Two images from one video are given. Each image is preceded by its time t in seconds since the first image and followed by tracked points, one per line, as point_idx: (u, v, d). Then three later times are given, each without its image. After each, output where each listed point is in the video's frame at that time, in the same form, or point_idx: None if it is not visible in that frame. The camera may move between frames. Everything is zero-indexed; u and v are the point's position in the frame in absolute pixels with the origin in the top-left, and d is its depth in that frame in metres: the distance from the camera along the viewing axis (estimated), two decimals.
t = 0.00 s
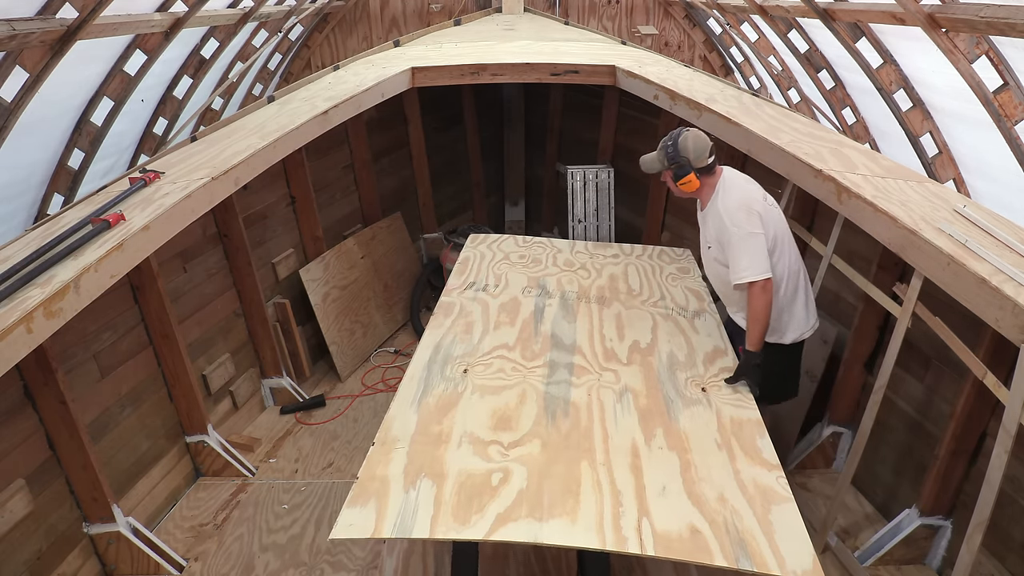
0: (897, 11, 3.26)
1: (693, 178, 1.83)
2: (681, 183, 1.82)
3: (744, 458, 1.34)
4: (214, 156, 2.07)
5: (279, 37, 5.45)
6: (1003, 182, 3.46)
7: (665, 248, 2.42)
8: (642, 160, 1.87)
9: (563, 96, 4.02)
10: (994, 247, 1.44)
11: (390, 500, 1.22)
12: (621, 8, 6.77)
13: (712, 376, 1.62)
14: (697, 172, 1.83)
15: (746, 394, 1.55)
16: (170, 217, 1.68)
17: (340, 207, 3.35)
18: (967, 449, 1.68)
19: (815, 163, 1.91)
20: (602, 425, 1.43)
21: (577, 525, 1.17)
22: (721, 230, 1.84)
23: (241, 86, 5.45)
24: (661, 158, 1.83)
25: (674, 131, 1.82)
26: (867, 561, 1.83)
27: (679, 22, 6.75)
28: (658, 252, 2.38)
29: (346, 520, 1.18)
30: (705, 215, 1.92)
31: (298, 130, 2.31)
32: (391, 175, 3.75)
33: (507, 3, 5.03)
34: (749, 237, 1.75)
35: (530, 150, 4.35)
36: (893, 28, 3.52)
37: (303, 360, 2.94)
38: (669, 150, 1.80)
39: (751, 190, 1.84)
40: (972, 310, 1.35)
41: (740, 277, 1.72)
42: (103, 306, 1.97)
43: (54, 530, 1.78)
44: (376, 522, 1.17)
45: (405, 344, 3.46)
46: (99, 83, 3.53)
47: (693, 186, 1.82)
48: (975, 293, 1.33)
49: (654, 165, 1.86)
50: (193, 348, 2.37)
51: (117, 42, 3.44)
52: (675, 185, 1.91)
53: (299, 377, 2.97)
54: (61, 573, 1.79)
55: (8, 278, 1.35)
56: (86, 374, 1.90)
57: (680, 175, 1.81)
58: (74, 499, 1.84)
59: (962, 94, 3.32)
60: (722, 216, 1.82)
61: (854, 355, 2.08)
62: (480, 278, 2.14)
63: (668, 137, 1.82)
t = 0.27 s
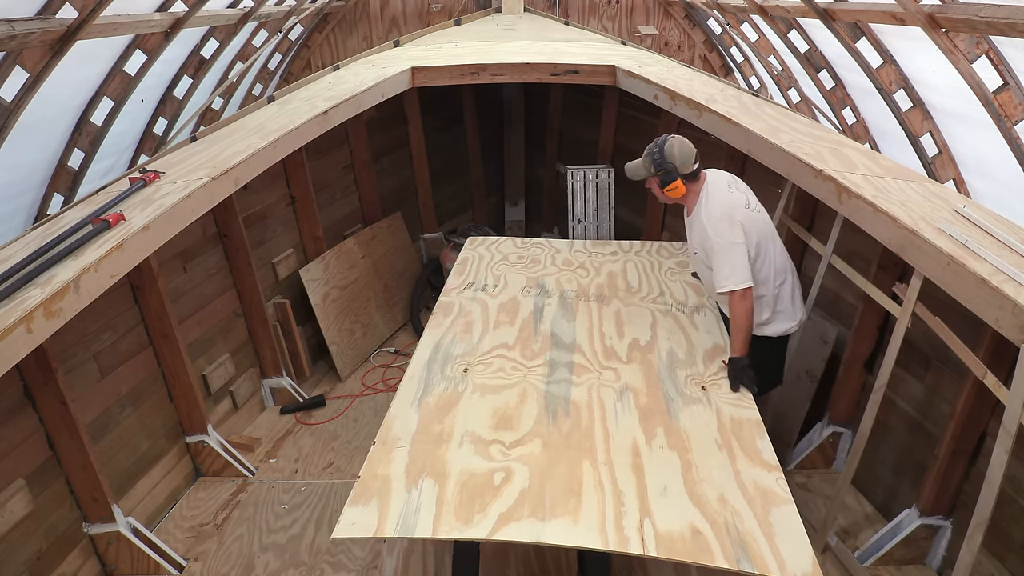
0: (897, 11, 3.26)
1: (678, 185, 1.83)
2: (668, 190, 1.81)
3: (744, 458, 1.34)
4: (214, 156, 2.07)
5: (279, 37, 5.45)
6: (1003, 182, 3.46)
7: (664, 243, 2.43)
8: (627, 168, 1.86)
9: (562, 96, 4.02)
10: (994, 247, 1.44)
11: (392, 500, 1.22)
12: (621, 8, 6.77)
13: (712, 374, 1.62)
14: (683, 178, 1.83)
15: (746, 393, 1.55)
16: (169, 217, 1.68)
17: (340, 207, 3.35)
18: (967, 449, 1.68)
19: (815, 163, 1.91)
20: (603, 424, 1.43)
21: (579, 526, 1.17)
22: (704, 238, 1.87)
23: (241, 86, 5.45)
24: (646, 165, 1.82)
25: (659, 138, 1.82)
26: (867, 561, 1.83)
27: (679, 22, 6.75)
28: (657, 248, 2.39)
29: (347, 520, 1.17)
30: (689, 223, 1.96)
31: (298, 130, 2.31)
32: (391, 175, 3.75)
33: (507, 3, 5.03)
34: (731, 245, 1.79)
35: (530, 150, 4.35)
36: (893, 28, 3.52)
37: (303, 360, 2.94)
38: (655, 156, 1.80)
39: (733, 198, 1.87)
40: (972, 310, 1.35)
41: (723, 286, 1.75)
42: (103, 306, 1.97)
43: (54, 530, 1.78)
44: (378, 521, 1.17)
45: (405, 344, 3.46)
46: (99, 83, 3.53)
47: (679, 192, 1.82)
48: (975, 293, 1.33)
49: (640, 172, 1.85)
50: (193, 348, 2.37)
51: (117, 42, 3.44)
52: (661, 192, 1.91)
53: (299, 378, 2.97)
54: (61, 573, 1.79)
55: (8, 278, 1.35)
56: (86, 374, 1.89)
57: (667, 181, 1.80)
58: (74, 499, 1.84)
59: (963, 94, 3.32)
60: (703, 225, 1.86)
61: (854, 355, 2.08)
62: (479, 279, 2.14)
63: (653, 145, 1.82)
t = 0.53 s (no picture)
0: (897, 11, 3.26)
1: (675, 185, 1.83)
2: (666, 191, 1.81)
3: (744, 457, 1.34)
4: (214, 156, 2.07)
5: (279, 37, 5.45)
6: (1003, 182, 3.46)
7: (658, 227, 2.46)
8: (623, 169, 1.86)
9: (562, 96, 4.02)
10: (994, 247, 1.44)
11: (392, 504, 1.22)
12: (621, 8, 6.77)
13: (710, 367, 1.62)
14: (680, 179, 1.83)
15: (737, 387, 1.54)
16: (169, 217, 1.68)
17: (340, 207, 3.35)
18: (967, 449, 1.68)
19: (815, 163, 1.91)
20: (602, 423, 1.43)
21: (580, 530, 1.17)
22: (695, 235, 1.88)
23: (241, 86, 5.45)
24: (644, 166, 1.82)
25: (655, 139, 1.82)
26: (867, 561, 1.83)
27: (679, 22, 6.74)
28: (652, 233, 2.41)
29: (347, 524, 1.18)
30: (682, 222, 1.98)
31: (298, 130, 2.31)
32: (391, 175, 3.75)
33: (507, 3, 5.03)
34: (722, 241, 1.79)
35: (530, 150, 4.35)
36: (893, 28, 3.52)
37: (303, 360, 2.95)
38: (653, 157, 1.80)
39: (725, 196, 1.89)
40: (972, 311, 1.35)
41: (715, 283, 1.75)
42: (103, 306, 1.97)
43: (54, 530, 1.78)
44: (379, 526, 1.17)
45: (405, 344, 3.46)
46: (99, 83, 3.53)
47: (677, 194, 1.82)
48: (975, 293, 1.33)
49: (637, 172, 1.85)
50: (193, 349, 2.37)
51: (117, 42, 3.44)
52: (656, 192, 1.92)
53: (299, 378, 2.97)
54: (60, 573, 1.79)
55: (8, 278, 1.35)
56: (86, 374, 1.89)
57: (665, 183, 1.80)
58: (74, 499, 1.84)
59: (963, 94, 3.32)
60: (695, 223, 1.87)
61: (854, 355, 2.08)
62: (474, 278, 2.14)
63: (649, 146, 1.82)
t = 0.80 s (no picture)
0: (897, 11, 3.26)
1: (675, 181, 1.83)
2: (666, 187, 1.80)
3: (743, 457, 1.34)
4: (215, 156, 2.07)
5: (279, 37, 5.45)
6: (1003, 182, 3.46)
7: (602, 241, 2.55)
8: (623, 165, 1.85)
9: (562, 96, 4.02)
10: (994, 247, 1.45)
11: (334, 528, 1.25)
12: (621, 8, 6.76)
13: (654, 368, 1.71)
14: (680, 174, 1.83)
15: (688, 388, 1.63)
16: (169, 217, 1.68)
17: (340, 207, 3.35)
18: (967, 448, 1.68)
19: (815, 163, 1.91)
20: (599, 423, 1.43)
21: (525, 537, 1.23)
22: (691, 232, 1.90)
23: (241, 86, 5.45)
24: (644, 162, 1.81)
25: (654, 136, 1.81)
26: (867, 561, 1.86)
27: (680, 22, 6.75)
28: (596, 247, 2.51)
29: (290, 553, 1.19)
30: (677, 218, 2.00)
31: (298, 130, 2.32)
32: (391, 174, 3.75)
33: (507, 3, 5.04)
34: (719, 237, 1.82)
35: (530, 150, 4.35)
36: (893, 28, 3.52)
37: (302, 360, 2.94)
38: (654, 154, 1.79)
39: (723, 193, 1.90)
40: (972, 311, 1.35)
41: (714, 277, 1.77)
42: (103, 306, 1.97)
43: (54, 530, 1.77)
44: (320, 552, 1.20)
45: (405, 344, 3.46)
46: (99, 83, 3.53)
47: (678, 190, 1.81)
48: (975, 293, 1.34)
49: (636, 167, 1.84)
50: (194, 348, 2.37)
51: (117, 41, 3.44)
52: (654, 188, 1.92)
53: (299, 378, 2.97)
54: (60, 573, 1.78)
55: (8, 278, 1.35)
56: (87, 374, 1.89)
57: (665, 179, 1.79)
58: (74, 499, 1.84)
59: (963, 94, 3.32)
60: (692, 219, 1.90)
61: (854, 355, 2.08)
62: (419, 288, 2.17)
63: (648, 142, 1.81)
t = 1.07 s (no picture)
0: (897, 11, 3.26)
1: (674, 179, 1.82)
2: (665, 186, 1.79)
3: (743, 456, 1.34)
4: (214, 156, 2.07)
5: (279, 37, 5.45)
6: (1003, 182, 3.46)
7: (602, 240, 2.55)
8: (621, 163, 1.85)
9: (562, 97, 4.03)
10: (994, 247, 1.45)
11: (334, 527, 1.25)
12: (621, 8, 6.76)
13: (654, 368, 1.71)
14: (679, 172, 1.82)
15: (688, 388, 1.63)
16: (169, 217, 1.68)
17: (340, 207, 3.35)
18: (967, 448, 1.68)
19: (814, 163, 1.91)
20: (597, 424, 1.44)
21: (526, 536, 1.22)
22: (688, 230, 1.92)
23: (241, 86, 5.45)
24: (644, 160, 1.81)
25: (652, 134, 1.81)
26: (866, 561, 1.86)
27: (679, 22, 6.75)
28: (596, 246, 2.51)
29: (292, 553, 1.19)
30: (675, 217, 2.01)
31: (298, 130, 2.32)
32: (392, 174, 3.75)
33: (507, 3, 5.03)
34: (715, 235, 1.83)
35: (530, 150, 4.35)
36: (893, 28, 3.52)
37: (302, 360, 2.94)
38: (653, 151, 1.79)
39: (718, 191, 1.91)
40: (972, 311, 1.35)
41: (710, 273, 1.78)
42: (103, 306, 1.97)
43: (54, 530, 1.77)
44: (320, 552, 1.20)
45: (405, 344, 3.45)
46: (99, 83, 3.53)
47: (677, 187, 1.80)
48: (975, 293, 1.34)
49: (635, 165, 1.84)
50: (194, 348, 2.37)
51: (117, 41, 3.44)
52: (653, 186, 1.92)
53: (299, 378, 2.97)
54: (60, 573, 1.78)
55: (8, 278, 1.35)
56: (87, 374, 1.89)
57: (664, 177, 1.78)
58: (74, 499, 1.84)
59: (963, 94, 3.32)
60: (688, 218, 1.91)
61: (854, 355, 2.08)
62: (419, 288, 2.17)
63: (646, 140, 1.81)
